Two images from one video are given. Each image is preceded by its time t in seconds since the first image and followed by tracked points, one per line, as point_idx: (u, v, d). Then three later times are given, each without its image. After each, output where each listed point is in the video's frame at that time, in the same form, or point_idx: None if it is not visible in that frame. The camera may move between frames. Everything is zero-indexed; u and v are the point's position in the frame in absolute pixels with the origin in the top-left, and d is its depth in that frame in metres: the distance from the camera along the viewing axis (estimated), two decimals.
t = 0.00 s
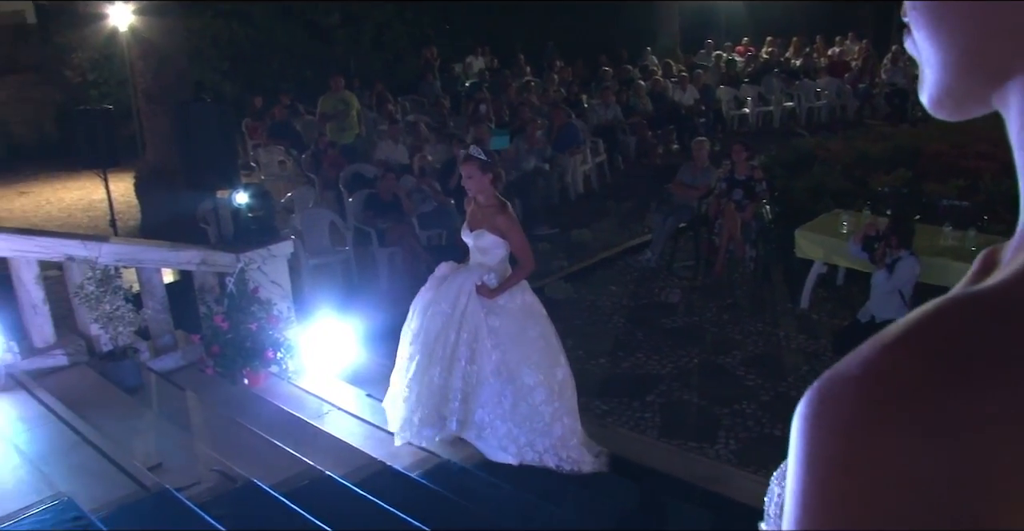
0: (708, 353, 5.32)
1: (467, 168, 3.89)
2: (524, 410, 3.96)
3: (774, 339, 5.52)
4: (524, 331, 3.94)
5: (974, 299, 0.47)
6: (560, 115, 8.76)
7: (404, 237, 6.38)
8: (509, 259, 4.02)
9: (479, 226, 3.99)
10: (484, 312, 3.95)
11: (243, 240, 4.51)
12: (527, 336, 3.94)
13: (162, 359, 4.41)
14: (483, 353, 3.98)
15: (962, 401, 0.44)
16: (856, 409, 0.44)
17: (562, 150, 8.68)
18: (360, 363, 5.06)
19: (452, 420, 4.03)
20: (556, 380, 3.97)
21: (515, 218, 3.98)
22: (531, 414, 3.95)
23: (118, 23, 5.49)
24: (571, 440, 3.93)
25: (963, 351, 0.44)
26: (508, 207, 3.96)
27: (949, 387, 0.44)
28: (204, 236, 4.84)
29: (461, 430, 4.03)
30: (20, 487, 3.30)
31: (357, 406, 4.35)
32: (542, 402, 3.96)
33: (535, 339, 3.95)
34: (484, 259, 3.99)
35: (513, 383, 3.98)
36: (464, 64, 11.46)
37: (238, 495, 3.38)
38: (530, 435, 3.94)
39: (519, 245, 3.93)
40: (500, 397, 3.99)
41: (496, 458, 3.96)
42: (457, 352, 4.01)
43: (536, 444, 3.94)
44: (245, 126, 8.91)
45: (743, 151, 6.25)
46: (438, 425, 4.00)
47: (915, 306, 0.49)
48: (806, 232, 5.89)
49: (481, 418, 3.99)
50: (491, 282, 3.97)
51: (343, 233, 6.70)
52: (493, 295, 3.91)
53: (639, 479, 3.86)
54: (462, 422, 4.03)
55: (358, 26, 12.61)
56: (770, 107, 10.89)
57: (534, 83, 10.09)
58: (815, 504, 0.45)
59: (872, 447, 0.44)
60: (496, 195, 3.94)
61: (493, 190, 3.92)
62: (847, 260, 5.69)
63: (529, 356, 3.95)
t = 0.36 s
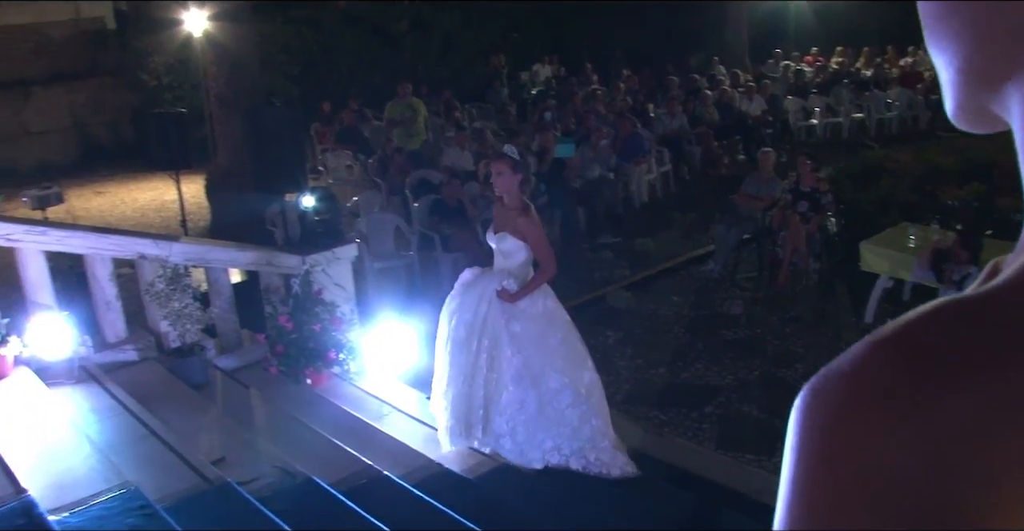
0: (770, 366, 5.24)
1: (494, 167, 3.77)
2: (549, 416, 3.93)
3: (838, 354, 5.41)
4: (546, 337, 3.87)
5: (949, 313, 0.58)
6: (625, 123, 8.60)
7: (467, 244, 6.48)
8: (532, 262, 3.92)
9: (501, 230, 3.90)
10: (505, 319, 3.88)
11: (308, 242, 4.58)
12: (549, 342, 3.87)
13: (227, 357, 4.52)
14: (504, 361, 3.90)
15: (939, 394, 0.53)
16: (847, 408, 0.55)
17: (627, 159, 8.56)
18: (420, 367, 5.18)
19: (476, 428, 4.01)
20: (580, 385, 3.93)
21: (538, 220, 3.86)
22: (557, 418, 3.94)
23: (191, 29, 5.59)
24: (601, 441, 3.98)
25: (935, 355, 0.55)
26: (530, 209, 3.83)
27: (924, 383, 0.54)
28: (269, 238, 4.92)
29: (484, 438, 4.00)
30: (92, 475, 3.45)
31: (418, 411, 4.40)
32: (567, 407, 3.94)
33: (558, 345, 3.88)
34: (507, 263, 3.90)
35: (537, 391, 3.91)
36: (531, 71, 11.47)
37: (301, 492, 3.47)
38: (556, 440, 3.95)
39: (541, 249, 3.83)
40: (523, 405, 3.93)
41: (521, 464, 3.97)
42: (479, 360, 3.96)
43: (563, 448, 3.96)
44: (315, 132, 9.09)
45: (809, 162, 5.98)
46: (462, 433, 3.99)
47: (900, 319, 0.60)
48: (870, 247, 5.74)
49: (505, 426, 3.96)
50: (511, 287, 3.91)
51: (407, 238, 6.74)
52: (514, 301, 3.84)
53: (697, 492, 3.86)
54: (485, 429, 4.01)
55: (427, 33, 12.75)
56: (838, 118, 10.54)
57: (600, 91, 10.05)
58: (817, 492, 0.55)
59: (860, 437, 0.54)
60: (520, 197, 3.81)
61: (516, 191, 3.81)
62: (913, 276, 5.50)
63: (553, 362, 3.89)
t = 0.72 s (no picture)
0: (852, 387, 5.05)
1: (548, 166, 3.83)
2: (581, 424, 3.97)
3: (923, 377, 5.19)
4: (592, 345, 3.92)
5: (944, 328, 0.60)
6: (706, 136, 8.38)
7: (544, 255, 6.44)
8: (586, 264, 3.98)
9: (554, 228, 3.97)
10: (554, 319, 3.95)
11: (387, 249, 4.67)
12: (595, 350, 3.92)
13: (305, 361, 4.58)
14: (546, 362, 3.97)
15: (941, 399, 0.55)
16: (873, 401, 0.55)
17: (707, 174, 8.21)
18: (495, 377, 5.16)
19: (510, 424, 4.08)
20: (620, 399, 3.95)
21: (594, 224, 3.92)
22: (590, 430, 3.97)
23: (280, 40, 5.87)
24: (634, 460, 3.95)
25: (945, 370, 0.56)
26: (584, 211, 3.89)
27: (931, 388, 0.55)
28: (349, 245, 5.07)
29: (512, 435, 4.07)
30: (173, 469, 3.59)
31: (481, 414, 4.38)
32: (601, 418, 3.97)
33: (603, 354, 3.92)
34: (559, 263, 3.98)
35: (573, 397, 3.96)
36: (612, 84, 11.41)
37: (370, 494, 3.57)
38: (586, 451, 3.98)
39: (596, 252, 3.89)
40: (556, 409, 3.98)
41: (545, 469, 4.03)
42: (523, 355, 4.04)
43: (590, 461, 3.99)
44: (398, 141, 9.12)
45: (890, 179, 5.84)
46: (490, 427, 4.06)
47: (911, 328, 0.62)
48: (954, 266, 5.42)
49: (536, 428, 4.00)
50: (564, 287, 3.97)
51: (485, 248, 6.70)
52: (564, 302, 3.89)
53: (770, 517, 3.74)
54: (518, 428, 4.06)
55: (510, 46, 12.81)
56: (925, 133, 10.41)
57: (681, 104, 9.93)
58: (840, 508, 0.52)
59: (901, 440, 0.54)
60: (572, 198, 3.89)
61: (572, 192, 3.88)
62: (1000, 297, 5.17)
63: (592, 371, 3.94)
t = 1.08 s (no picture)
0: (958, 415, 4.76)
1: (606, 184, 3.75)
2: (647, 441, 3.81)
3: None
4: (652, 360, 3.79)
5: (958, 372, 2.26)
6: (800, 150, 8.22)
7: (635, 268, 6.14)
8: (643, 282, 3.87)
9: (615, 246, 3.85)
10: (610, 336, 3.81)
11: (479, 258, 4.71)
12: (656, 365, 3.80)
13: (395, 366, 4.65)
14: (604, 379, 3.80)
15: (963, 391, 2.24)
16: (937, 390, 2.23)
17: (800, 190, 8.15)
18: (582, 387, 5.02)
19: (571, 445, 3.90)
20: (683, 413, 3.83)
21: (652, 241, 3.78)
22: (656, 446, 3.81)
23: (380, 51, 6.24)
24: (703, 473, 3.84)
25: (960, 387, 2.24)
26: (643, 228, 3.76)
27: (958, 388, 2.24)
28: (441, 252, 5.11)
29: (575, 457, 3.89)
30: (264, 467, 3.69)
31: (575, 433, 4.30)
32: (667, 434, 3.82)
33: (664, 369, 3.80)
34: (617, 280, 3.88)
35: (636, 413, 3.80)
36: (706, 98, 11.19)
37: (455, 500, 3.60)
38: (652, 467, 3.82)
39: (653, 270, 3.77)
40: (618, 426, 3.82)
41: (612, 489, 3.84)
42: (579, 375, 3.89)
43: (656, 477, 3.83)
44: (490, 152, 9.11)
45: (997, 198, 5.61)
46: (555, 448, 3.91)
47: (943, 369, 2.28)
48: None
49: (598, 447, 3.81)
50: (620, 304, 3.84)
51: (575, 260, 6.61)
52: (621, 319, 3.76)
53: None
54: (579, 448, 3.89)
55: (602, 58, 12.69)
56: None
57: (776, 118, 9.68)
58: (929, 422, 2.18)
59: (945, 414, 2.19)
60: (632, 214, 3.76)
61: (630, 208, 3.75)
62: None
63: (655, 386, 3.80)
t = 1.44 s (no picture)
0: None
1: (654, 177, 3.87)
2: (681, 440, 3.84)
3: None
4: (695, 358, 3.85)
5: None
6: (884, 165, 8.00)
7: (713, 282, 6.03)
8: (689, 276, 3.95)
9: (662, 239, 3.94)
10: (654, 329, 3.86)
11: (558, 270, 4.70)
12: (700, 361, 3.85)
13: (470, 376, 4.70)
14: (643, 371, 3.86)
15: None
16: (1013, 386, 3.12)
17: (883, 206, 7.94)
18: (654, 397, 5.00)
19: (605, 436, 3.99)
20: (721, 417, 3.88)
21: (700, 235, 3.85)
22: (691, 446, 3.85)
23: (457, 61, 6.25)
24: (739, 480, 3.87)
25: None
26: (690, 220, 3.83)
27: None
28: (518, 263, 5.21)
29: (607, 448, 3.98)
30: (339, 472, 3.74)
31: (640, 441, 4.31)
32: (703, 434, 3.87)
33: (706, 368, 3.85)
34: (664, 273, 3.97)
35: (672, 410, 3.85)
36: (787, 111, 10.98)
37: (530, 511, 3.55)
38: (683, 468, 3.86)
39: (698, 263, 3.83)
40: (653, 421, 3.87)
41: (642, 485, 3.90)
42: (618, 365, 3.98)
43: (687, 478, 3.86)
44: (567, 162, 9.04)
45: None
46: (589, 439, 4.03)
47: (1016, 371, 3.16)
48: None
49: (631, 440, 3.88)
50: (664, 298, 3.92)
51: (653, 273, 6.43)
52: (665, 313, 3.84)
53: None
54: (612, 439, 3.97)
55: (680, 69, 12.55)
56: None
57: (859, 133, 9.44)
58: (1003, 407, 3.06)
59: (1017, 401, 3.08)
60: (680, 207, 3.84)
61: (678, 201, 3.85)
62: None
63: (695, 385, 3.85)
